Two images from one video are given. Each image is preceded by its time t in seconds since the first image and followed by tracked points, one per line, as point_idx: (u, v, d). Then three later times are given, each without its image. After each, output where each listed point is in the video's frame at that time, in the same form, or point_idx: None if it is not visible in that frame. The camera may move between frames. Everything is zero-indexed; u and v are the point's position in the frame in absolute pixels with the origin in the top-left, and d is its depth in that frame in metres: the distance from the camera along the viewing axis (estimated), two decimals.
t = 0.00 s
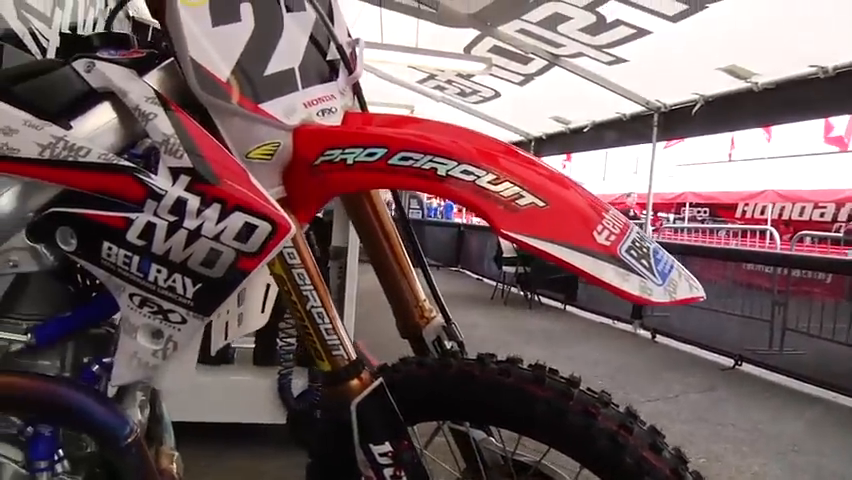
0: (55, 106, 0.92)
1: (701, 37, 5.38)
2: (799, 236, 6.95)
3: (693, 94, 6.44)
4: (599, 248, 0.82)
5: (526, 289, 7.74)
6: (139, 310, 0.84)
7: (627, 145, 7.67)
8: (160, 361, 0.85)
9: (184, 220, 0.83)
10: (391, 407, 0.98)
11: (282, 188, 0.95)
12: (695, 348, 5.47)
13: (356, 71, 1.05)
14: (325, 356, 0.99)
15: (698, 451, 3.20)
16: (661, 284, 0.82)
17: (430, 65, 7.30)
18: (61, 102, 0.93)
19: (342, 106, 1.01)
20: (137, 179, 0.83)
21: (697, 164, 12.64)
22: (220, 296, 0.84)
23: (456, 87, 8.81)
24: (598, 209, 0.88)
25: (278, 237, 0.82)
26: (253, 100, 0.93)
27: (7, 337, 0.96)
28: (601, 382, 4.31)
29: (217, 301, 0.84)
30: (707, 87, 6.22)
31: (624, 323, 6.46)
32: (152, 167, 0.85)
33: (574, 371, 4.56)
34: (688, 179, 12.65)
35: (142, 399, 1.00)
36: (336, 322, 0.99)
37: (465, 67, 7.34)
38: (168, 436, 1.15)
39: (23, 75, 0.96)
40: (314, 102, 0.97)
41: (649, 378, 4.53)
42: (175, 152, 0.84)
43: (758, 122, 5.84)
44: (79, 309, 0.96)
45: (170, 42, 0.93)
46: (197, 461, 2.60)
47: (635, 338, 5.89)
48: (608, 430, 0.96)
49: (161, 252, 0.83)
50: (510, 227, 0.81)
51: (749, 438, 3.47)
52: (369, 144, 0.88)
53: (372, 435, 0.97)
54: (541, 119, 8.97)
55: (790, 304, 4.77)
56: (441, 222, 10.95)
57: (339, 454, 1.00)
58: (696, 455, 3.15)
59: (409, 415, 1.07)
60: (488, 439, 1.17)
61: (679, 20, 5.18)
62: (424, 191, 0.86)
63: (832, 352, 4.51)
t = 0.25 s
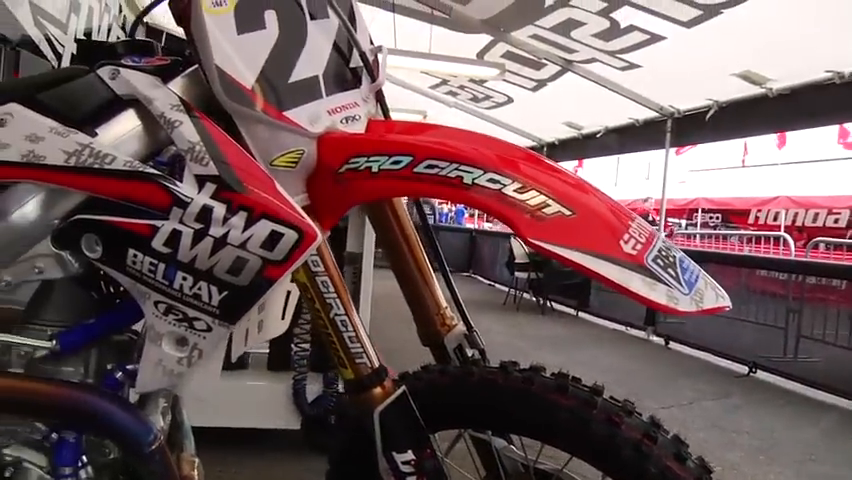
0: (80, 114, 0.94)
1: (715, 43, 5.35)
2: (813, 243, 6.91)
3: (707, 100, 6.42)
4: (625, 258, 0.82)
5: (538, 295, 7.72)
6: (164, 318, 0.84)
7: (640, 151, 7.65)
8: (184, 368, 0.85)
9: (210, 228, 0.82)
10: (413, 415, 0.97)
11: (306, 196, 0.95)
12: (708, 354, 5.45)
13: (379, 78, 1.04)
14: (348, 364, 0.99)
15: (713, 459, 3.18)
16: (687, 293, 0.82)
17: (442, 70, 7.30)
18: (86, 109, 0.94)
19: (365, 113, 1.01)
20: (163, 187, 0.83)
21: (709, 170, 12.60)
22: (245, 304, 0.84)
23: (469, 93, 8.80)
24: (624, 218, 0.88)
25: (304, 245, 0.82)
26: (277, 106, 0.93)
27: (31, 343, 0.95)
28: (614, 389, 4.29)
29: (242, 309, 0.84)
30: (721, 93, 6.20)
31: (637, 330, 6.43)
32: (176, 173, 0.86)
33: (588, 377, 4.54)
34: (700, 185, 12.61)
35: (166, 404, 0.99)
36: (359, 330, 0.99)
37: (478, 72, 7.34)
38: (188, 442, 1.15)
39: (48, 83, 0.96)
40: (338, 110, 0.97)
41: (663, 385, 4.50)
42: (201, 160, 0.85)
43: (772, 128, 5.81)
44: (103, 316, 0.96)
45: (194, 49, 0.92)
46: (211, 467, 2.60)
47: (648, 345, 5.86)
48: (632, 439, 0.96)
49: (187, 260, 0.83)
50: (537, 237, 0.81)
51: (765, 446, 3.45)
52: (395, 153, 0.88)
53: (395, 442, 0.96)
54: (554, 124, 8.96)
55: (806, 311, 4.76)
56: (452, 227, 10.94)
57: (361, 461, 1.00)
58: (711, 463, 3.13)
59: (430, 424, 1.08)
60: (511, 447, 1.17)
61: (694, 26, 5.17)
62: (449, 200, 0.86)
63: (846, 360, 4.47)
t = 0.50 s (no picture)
0: (100, 121, 0.94)
1: (728, 47, 5.33)
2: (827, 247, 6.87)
3: (720, 104, 6.41)
4: (649, 266, 0.82)
5: (550, 300, 7.70)
6: (187, 326, 0.84)
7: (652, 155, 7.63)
8: (207, 376, 0.85)
9: (234, 235, 0.82)
10: (435, 422, 0.98)
11: (329, 203, 0.95)
12: (721, 360, 5.42)
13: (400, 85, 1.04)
14: (370, 371, 0.99)
15: (728, 466, 3.16)
16: (712, 301, 0.81)
17: (454, 75, 7.29)
18: (107, 117, 0.94)
19: (386, 121, 1.01)
20: (186, 194, 0.83)
21: (721, 175, 12.55)
22: (269, 311, 0.84)
23: (480, 98, 8.80)
24: (648, 227, 0.88)
25: (329, 252, 0.82)
26: (299, 114, 0.94)
27: (55, 351, 0.96)
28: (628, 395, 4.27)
29: (266, 316, 0.84)
30: (734, 97, 6.18)
31: (649, 335, 6.40)
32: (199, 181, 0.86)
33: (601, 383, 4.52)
34: (712, 190, 12.56)
35: (187, 411, 0.99)
36: (381, 338, 0.99)
37: (489, 77, 7.33)
38: (208, 449, 1.14)
39: (70, 90, 0.96)
40: (359, 116, 0.97)
41: (677, 391, 4.48)
42: (224, 167, 0.85)
43: (786, 132, 5.79)
44: (125, 323, 0.96)
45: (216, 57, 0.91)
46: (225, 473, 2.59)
47: (661, 351, 5.83)
48: (655, 447, 0.96)
49: (210, 267, 0.83)
50: (562, 244, 0.81)
51: (780, 452, 3.42)
52: (417, 161, 0.89)
53: (416, 450, 0.97)
54: (565, 129, 8.94)
55: (820, 316, 4.69)
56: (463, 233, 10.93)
57: (383, 468, 1.00)
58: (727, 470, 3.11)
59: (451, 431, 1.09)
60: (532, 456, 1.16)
61: (706, 30, 5.14)
62: (473, 207, 0.86)
63: None
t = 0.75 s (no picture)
0: (121, 129, 0.93)
1: (741, 51, 5.32)
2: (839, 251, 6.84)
3: (732, 108, 6.40)
4: (672, 272, 0.81)
5: (561, 304, 7.68)
6: (210, 333, 0.84)
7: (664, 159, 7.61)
8: (230, 383, 0.85)
9: (257, 242, 0.82)
10: (457, 430, 0.98)
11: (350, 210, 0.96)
12: (734, 365, 5.40)
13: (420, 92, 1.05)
14: (391, 378, 0.99)
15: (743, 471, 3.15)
16: (736, 308, 0.81)
17: (465, 80, 7.29)
18: (129, 123, 0.93)
19: (406, 127, 1.01)
20: (208, 201, 0.83)
21: (731, 178, 12.52)
22: (292, 319, 0.83)
23: (491, 102, 8.79)
24: (671, 234, 0.88)
25: (353, 259, 0.82)
26: (320, 120, 0.94)
27: (74, 358, 0.95)
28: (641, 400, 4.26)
29: (288, 323, 0.83)
30: (746, 101, 6.17)
31: (661, 340, 6.38)
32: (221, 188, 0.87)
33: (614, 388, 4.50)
34: (722, 193, 12.53)
35: (208, 418, 0.99)
36: (403, 345, 0.99)
37: (501, 82, 7.33)
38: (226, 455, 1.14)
39: (91, 97, 0.95)
40: (380, 123, 0.97)
41: (690, 396, 4.46)
42: (247, 175, 0.85)
43: (799, 136, 5.77)
44: (147, 330, 0.96)
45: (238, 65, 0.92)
46: None
47: (674, 355, 5.80)
48: (677, 455, 0.95)
49: (234, 275, 0.83)
50: (585, 251, 0.82)
51: (795, 458, 3.40)
52: (440, 167, 0.89)
53: (436, 458, 0.97)
54: (576, 133, 8.94)
55: (834, 321, 4.67)
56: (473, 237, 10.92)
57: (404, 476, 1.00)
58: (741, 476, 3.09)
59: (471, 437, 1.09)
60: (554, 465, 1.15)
61: (718, 34, 5.12)
62: (496, 214, 0.87)
63: None
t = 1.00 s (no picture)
0: (143, 135, 0.93)
1: (755, 55, 5.29)
2: None
3: (746, 112, 6.37)
4: (696, 280, 0.81)
5: (573, 309, 7.65)
6: (232, 340, 0.84)
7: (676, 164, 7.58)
8: (252, 391, 0.85)
9: (280, 249, 0.82)
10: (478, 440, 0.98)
11: (372, 218, 0.96)
12: (747, 371, 5.37)
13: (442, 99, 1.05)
14: (412, 385, 1.00)
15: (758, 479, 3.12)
16: (761, 317, 0.80)
17: (476, 84, 7.28)
18: (152, 130, 0.94)
19: (428, 134, 1.01)
20: (232, 208, 0.83)
21: (744, 183, 12.46)
22: (315, 327, 0.83)
23: (503, 106, 8.77)
24: (696, 241, 0.87)
25: (377, 266, 0.82)
26: (343, 127, 0.94)
27: (97, 364, 0.95)
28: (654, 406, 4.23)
29: (311, 332, 0.83)
30: (759, 105, 6.14)
31: (674, 345, 6.35)
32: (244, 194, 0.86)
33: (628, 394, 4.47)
34: (735, 198, 12.47)
35: (228, 424, 0.99)
36: (424, 352, 1.01)
37: (513, 86, 7.32)
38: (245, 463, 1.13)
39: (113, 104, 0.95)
40: (402, 130, 0.97)
41: (704, 402, 4.43)
42: (271, 182, 0.85)
43: (813, 140, 5.73)
44: (168, 337, 0.96)
45: (261, 72, 0.93)
46: None
47: (687, 361, 5.77)
48: (699, 463, 0.95)
49: (257, 282, 0.83)
50: (609, 258, 0.82)
51: (811, 465, 3.37)
52: (462, 175, 0.90)
53: (456, 465, 0.97)
54: (588, 138, 8.92)
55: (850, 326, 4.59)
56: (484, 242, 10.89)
57: None
58: None
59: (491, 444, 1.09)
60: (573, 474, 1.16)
61: (732, 38, 5.09)
62: (521, 222, 0.88)
63: None
